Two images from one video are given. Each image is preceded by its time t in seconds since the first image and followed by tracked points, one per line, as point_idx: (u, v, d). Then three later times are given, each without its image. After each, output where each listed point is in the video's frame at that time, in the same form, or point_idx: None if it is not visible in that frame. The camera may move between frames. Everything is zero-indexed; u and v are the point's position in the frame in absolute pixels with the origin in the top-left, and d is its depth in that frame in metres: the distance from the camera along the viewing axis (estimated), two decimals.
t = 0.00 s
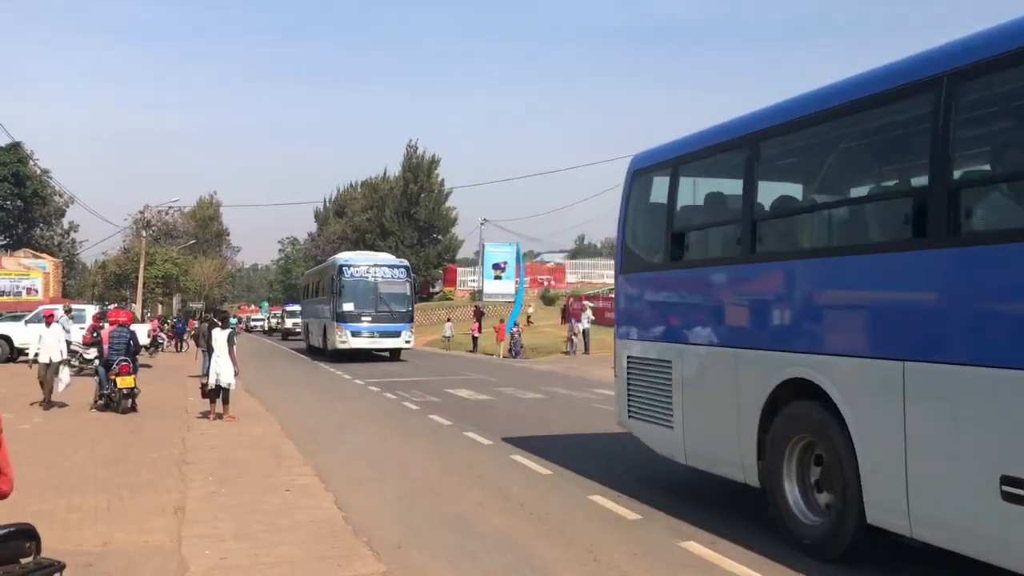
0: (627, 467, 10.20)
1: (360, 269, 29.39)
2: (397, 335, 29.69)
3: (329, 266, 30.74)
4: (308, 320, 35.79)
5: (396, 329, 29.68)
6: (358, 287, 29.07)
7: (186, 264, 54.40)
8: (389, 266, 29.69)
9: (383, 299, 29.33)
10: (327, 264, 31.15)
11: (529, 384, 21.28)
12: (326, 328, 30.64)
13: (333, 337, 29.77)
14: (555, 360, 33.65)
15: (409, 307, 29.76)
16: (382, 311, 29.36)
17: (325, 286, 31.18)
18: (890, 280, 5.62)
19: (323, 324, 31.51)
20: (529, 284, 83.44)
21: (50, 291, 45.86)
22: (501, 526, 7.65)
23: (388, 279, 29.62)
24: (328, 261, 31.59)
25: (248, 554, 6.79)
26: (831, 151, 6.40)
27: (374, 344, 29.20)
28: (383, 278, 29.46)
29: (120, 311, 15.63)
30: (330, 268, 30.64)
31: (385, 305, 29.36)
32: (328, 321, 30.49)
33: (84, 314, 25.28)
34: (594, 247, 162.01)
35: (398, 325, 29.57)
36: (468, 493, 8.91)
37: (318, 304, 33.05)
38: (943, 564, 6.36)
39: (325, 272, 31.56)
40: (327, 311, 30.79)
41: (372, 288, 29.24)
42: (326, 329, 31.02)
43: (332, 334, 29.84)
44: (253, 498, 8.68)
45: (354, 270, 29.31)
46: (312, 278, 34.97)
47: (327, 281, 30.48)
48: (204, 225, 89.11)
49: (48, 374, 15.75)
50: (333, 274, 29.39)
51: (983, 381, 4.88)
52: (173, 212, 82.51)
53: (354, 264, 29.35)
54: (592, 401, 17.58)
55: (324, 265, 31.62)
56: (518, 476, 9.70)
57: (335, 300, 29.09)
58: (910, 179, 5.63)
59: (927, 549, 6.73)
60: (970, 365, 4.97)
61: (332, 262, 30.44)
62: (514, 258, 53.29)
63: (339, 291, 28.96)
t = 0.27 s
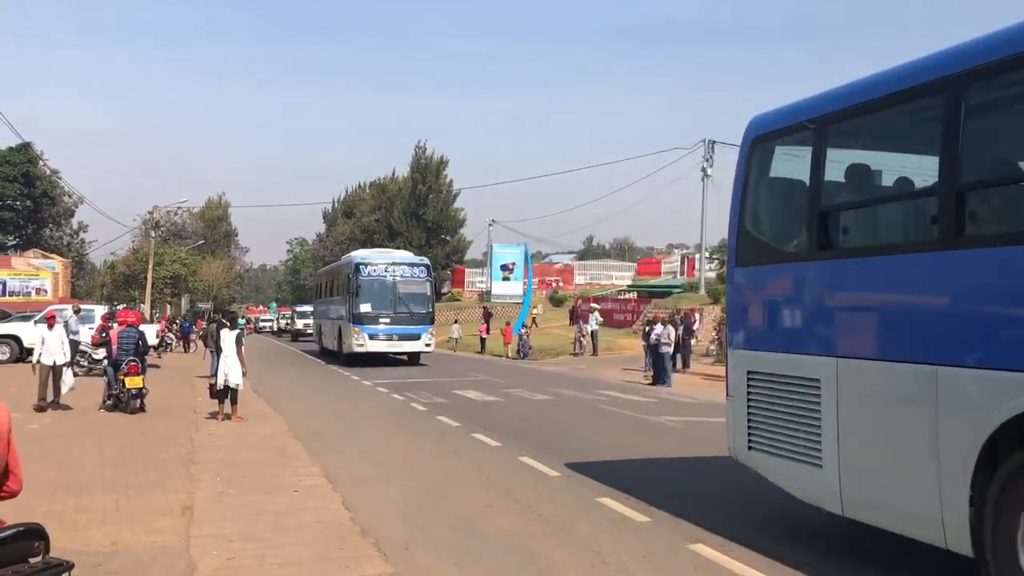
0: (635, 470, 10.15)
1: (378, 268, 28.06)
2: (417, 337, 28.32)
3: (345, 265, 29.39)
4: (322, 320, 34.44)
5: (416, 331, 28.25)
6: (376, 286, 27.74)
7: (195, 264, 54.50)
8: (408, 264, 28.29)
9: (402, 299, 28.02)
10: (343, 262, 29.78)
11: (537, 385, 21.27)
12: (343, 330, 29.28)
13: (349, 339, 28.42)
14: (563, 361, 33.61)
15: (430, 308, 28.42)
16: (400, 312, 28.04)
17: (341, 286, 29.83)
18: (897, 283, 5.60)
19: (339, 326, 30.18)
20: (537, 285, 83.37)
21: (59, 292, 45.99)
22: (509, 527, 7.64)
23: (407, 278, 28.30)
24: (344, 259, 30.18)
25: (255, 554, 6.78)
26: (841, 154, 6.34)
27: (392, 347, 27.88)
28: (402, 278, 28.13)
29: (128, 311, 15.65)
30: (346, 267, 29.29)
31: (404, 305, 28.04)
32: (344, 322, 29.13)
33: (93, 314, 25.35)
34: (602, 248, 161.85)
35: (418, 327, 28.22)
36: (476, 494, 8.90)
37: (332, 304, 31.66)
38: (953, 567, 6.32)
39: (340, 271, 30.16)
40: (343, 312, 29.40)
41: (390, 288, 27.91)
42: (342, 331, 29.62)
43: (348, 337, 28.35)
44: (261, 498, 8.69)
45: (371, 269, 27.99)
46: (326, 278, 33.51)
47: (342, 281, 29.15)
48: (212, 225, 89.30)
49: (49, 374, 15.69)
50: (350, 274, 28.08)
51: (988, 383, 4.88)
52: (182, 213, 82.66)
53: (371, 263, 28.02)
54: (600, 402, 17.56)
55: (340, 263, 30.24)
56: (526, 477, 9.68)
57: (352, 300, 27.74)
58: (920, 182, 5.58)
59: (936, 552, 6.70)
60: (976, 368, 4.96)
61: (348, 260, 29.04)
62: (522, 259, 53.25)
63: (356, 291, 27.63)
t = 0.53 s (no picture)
0: (644, 471, 10.13)
1: (398, 264, 25.76)
2: (439, 340, 25.95)
3: (364, 261, 27.24)
4: (339, 320, 32.46)
5: (439, 333, 25.90)
6: (397, 285, 25.46)
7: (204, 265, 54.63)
8: (431, 261, 25.96)
9: (424, 299, 25.72)
10: (362, 257, 27.58)
11: (547, 386, 21.25)
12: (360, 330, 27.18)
13: (367, 341, 26.23)
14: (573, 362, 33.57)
15: (454, 308, 26.09)
16: (422, 313, 25.69)
17: (358, 284, 27.69)
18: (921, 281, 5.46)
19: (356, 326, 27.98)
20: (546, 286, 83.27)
21: (71, 292, 46.20)
22: (517, 527, 7.63)
23: (429, 276, 25.91)
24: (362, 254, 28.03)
25: (264, 555, 6.80)
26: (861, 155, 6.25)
27: (413, 350, 25.61)
28: (425, 276, 25.82)
29: (139, 312, 15.71)
30: (364, 263, 27.11)
31: (426, 306, 25.72)
32: (362, 322, 27.00)
33: (104, 315, 25.45)
34: (611, 249, 161.61)
35: (441, 328, 25.88)
36: (484, 495, 8.90)
37: (350, 302, 29.55)
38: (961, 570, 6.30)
39: (358, 268, 27.99)
40: (360, 311, 27.23)
41: (411, 286, 25.59)
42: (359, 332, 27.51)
43: (365, 337, 26.19)
44: (270, 499, 8.71)
45: (390, 266, 25.66)
46: (343, 274, 31.38)
47: (359, 278, 26.96)
48: (222, 226, 89.57)
49: (54, 374, 15.64)
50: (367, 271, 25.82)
51: (1007, 386, 4.74)
52: (192, 214, 82.84)
53: (391, 259, 25.71)
54: (609, 403, 17.54)
55: (358, 259, 28.10)
56: (534, 478, 9.68)
57: (370, 300, 25.49)
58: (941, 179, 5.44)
59: (944, 556, 6.68)
60: (997, 370, 4.83)
61: (366, 255, 26.93)
62: (531, 260, 53.20)
63: (375, 290, 25.39)
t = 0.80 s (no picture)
0: (653, 472, 10.09)
1: (421, 261, 24.07)
2: (464, 343, 24.12)
3: (383, 259, 25.57)
4: (356, 322, 30.79)
5: (463, 336, 24.10)
6: (419, 283, 23.75)
7: (214, 265, 54.80)
8: (455, 259, 24.31)
9: (448, 299, 23.95)
10: (381, 254, 25.95)
11: (556, 387, 21.22)
12: (379, 333, 25.36)
13: (386, 343, 24.45)
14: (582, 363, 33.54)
15: (481, 309, 24.34)
16: (445, 313, 23.92)
17: (378, 283, 25.98)
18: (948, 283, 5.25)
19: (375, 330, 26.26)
20: (554, 287, 83.22)
21: (81, 292, 46.40)
22: (525, 528, 7.61)
23: (453, 274, 24.19)
24: (381, 251, 26.36)
25: (272, 555, 6.79)
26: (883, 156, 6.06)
27: (436, 353, 23.72)
28: (449, 274, 24.13)
29: (148, 312, 15.75)
30: (383, 260, 25.41)
31: (450, 306, 23.95)
32: (381, 324, 25.19)
33: (114, 315, 25.53)
34: (620, 249, 161.42)
35: (466, 330, 24.09)
36: (493, 495, 8.88)
37: (367, 303, 27.87)
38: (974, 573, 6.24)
39: (377, 266, 26.34)
40: (378, 312, 25.47)
41: (433, 285, 23.86)
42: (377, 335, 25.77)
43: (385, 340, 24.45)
44: (279, 499, 8.71)
45: (413, 263, 24.00)
46: (361, 275, 29.75)
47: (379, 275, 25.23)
48: (232, 226, 89.87)
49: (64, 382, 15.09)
50: (387, 268, 24.19)
51: None
52: (202, 214, 83.11)
53: (413, 256, 24.03)
54: (618, 404, 17.50)
55: (378, 256, 26.44)
56: (543, 479, 9.65)
57: (390, 299, 23.76)
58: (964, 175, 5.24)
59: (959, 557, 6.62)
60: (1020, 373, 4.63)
61: (386, 252, 25.30)
62: (540, 260, 53.13)
63: (396, 288, 23.69)
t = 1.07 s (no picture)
0: (663, 472, 10.08)
1: (445, 257, 22.71)
2: (492, 346, 22.68)
3: (405, 257, 24.20)
4: (373, 324, 29.32)
5: (491, 338, 22.66)
6: (444, 281, 22.38)
7: (224, 266, 54.97)
8: (482, 255, 22.93)
9: (475, 298, 22.54)
10: (403, 252, 24.58)
11: (565, 387, 21.22)
12: (400, 336, 23.89)
13: (409, 346, 22.98)
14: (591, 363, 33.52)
15: (510, 309, 22.92)
16: (472, 313, 22.49)
17: (400, 282, 24.58)
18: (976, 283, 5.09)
19: (396, 333, 24.78)
20: (563, 287, 83.22)
21: (92, 293, 46.64)
22: (534, 529, 7.61)
23: (480, 271, 22.81)
24: (403, 248, 24.96)
25: (283, 555, 6.81)
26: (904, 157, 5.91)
27: (462, 357, 22.25)
28: (475, 271, 22.75)
29: (158, 313, 15.80)
30: (405, 258, 24.04)
31: (477, 305, 22.55)
32: (403, 326, 23.75)
33: (124, 316, 25.64)
34: (629, 249, 161.16)
35: (494, 331, 22.65)
36: (502, 496, 8.89)
37: (387, 304, 26.42)
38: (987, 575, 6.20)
39: (399, 264, 24.95)
40: (400, 313, 23.99)
41: (460, 283, 22.48)
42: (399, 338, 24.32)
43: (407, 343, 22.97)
44: (289, 499, 8.74)
45: (437, 259, 22.63)
46: (380, 276, 28.37)
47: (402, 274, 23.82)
48: (241, 227, 90.19)
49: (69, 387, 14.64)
50: (409, 265, 22.82)
51: None
52: (212, 215, 83.37)
53: (437, 252, 22.66)
54: (628, 404, 17.49)
55: (399, 254, 25.05)
56: (552, 479, 9.65)
57: (413, 298, 22.35)
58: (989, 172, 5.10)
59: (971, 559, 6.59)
60: None
61: (408, 249, 23.93)
62: (549, 260, 53.11)
63: (420, 287, 22.29)
